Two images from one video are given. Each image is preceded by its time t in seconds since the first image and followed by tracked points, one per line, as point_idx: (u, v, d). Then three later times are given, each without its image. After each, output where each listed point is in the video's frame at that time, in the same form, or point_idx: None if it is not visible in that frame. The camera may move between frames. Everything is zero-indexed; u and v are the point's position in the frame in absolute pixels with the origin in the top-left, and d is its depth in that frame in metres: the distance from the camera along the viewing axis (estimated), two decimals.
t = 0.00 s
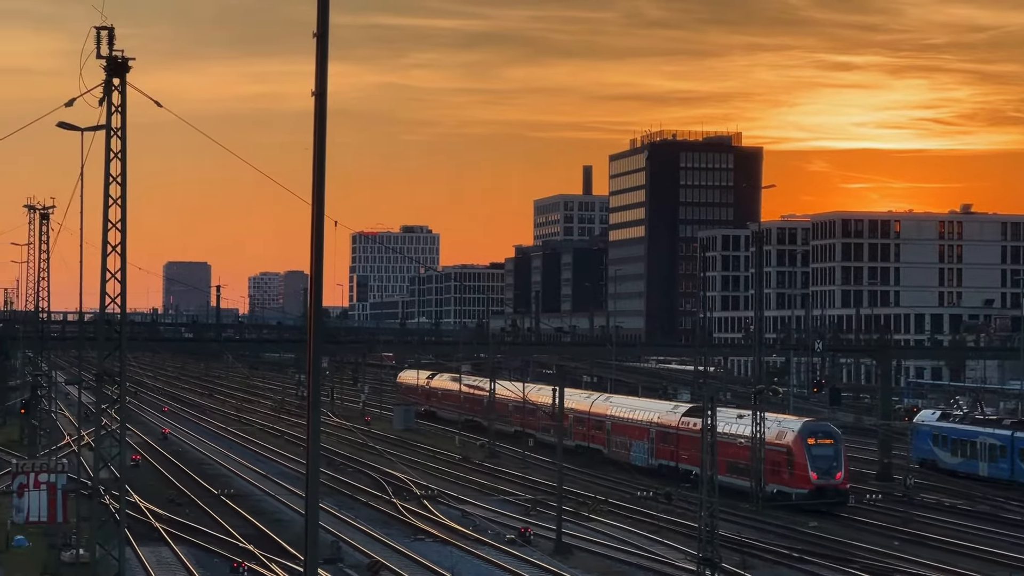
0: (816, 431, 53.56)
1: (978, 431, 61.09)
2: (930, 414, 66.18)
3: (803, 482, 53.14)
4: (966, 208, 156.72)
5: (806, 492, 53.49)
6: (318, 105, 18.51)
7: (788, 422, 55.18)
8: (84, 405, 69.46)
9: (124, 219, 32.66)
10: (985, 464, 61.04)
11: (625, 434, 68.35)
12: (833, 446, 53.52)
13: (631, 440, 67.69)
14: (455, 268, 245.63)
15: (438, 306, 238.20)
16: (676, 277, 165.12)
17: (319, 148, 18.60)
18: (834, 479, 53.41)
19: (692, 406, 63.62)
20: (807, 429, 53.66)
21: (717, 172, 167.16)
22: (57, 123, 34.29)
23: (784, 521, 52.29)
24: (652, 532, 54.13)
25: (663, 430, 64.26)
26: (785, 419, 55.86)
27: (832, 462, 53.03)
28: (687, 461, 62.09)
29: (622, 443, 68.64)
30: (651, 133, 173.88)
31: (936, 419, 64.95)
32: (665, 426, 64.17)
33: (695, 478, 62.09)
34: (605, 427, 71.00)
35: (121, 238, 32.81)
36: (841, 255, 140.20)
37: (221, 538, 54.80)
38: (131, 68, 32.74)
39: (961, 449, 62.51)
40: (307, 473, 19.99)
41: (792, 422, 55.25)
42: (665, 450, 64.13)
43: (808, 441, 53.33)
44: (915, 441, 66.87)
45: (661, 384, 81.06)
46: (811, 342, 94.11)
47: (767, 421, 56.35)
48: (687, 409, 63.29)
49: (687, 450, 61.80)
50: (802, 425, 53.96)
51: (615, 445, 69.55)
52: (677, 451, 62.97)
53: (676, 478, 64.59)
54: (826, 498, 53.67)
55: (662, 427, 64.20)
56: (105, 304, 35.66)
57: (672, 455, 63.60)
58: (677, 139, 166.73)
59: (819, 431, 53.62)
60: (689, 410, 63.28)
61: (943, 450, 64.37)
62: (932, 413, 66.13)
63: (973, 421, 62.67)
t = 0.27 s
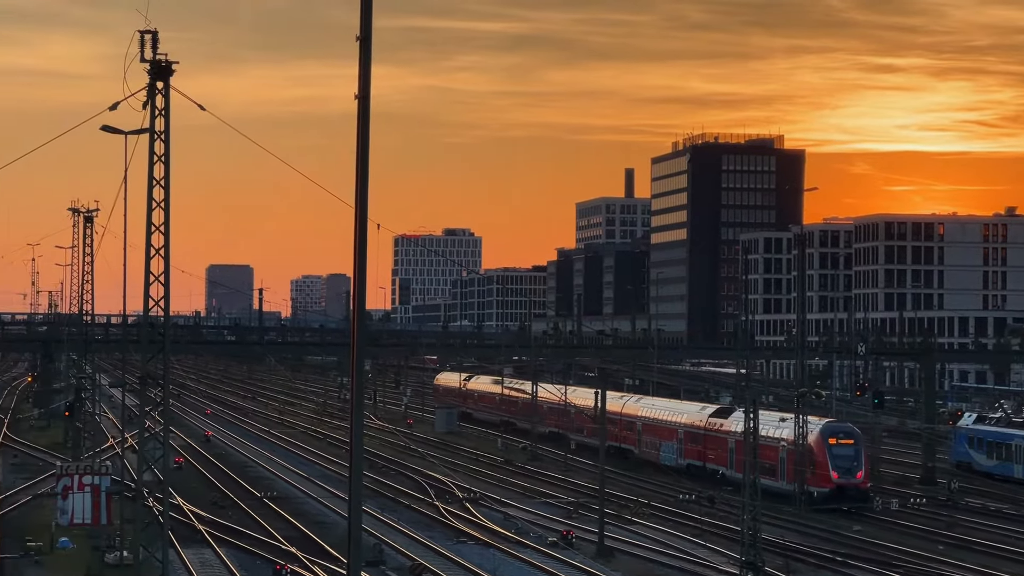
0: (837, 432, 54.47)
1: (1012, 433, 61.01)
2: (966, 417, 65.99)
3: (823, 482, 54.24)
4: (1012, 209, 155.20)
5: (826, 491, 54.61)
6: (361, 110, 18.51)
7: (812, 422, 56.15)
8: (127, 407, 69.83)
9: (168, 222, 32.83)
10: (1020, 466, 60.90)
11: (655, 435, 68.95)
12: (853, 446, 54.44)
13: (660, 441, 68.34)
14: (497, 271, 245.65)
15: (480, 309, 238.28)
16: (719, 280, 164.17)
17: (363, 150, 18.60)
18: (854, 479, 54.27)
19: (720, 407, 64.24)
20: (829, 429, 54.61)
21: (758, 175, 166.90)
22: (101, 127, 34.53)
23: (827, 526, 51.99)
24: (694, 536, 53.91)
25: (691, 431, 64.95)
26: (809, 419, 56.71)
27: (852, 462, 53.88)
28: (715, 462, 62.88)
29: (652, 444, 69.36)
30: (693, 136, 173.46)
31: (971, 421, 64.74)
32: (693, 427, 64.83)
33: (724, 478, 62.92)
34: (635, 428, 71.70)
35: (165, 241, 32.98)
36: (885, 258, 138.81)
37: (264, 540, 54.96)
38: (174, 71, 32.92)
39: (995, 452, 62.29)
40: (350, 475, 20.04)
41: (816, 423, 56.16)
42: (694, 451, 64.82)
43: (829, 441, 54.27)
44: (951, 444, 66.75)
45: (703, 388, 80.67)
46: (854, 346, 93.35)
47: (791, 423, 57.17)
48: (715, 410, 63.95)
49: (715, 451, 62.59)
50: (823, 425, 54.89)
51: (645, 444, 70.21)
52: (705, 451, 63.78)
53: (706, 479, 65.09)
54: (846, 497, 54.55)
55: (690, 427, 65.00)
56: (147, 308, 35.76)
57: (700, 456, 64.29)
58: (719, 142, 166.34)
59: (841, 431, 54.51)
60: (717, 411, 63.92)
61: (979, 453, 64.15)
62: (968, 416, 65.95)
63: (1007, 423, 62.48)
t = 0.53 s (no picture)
0: (862, 433, 54.59)
1: None
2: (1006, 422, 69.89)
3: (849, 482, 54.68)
4: None
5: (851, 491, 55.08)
6: (408, 111, 18.40)
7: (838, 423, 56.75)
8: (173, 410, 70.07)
9: (213, 225, 32.80)
10: None
11: (688, 436, 69.67)
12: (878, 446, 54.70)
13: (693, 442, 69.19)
14: (542, 273, 245.55)
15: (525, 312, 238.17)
16: (764, 283, 163.16)
17: (408, 154, 18.56)
18: (878, 478, 54.98)
19: (751, 408, 65.15)
20: (854, 429, 54.77)
21: (804, 178, 165.92)
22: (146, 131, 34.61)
23: (874, 529, 51.57)
24: (740, 540, 53.55)
25: (722, 432, 65.74)
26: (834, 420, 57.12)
27: (877, 462, 54.34)
28: (746, 462, 63.77)
29: (684, 444, 70.26)
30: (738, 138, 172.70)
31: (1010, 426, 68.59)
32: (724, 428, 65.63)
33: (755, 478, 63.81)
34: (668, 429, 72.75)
35: (210, 244, 32.96)
36: (931, 261, 137.66)
37: (309, 543, 55.00)
38: (218, 74, 32.92)
39: None
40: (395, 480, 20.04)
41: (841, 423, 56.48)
42: (725, 451, 65.66)
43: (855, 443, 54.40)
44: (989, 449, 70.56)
45: (748, 391, 80.21)
46: (901, 349, 92.50)
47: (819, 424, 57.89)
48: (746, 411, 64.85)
49: (746, 452, 63.48)
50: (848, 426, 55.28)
51: (678, 445, 71.12)
52: (736, 452, 64.66)
53: (735, 479, 65.96)
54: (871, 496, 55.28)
55: (720, 428, 65.75)
56: (193, 310, 35.73)
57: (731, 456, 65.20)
58: (764, 145, 165.68)
59: (865, 432, 54.63)
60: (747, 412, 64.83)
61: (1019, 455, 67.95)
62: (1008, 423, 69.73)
63: None
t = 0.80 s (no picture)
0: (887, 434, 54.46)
1: None
2: None
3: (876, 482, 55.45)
4: None
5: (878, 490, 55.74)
6: (455, 115, 18.45)
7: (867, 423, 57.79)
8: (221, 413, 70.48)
9: (261, 229, 33.01)
10: None
11: (724, 436, 70.96)
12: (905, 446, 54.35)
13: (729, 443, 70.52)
14: (588, 277, 245.46)
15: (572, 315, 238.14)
16: (810, 286, 162.09)
17: (455, 156, 18.70)
18: (905, 477, 54.81)
19: (784, 409, 66.45)
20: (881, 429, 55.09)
21: (851, 180, 165.36)
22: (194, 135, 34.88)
23: (922, 533, 51.24)
24: (788, 543, 53.36)
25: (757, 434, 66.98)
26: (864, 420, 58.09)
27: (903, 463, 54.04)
28: (780, 462, 64.99)
29: (720, 445, 71.57)
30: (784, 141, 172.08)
31: None
32: (758, 429, 66.89)
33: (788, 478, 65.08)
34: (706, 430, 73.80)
35: (257, 246, 33.19)
36: (979, 264, 137.01)
37: (356, 546, 55.19)
38: (266, 78, 33.15)
39: None
40: (444, 480, 20.35)
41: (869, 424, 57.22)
42: (760, 452, 66.91)
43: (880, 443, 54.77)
44: None
45: (794, 394, 79.92)
46: (949, 353, 91.87)
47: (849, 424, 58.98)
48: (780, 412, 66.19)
49: (780, 452, 64.74)
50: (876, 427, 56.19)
51: (714, 445, 72.45)
52: (771, 452, 65.86)
53: (769, 479, 67.15)
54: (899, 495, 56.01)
55: (756, 430, 67.02)
56: (241, 314, 35.97)
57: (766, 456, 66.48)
58: (810, 148, 165.13)
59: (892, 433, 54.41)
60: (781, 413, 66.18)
61: None
62: None
63: None
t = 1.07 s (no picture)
0: (920, 433, 56.16)
1: None
2: None
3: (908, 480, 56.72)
4: None
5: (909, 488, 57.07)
6: (504, 118, 18.56)
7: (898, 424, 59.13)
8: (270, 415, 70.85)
9: (310, 233, 33.23)
10: None
11: (759, 436, 72.19)
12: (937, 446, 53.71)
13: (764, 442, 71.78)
14: (637, 279, 245.20)
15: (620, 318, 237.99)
16: (859, 289, 161.24)
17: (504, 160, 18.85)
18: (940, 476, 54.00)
19: (818, 410, 67.76)
20: (914, 430, 56.58)
21: (899, 182, 164.28)
22: (243, 138, 35.10)
23: (972, 537, 50.91)
24: (837, 546, 53.09)
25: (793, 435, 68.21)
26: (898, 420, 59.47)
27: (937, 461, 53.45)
28: (813, 462, 66.20)
29: (756, 444, 72.84)
30: (833, 143, 171.07)
31: None
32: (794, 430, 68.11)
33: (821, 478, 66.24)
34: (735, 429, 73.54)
35: (306, 250, 33.40)
36: None
37: (405, 548, 55.49)
38: (315, 82, 33.33)
39: None
40: (494, 482, 20.67)
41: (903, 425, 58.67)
42: (795, 452, 68.07)
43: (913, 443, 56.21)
44: None
45: (843, 396, 79.58)
46: (1000, 355, 90.94)
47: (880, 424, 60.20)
48: (814, 413, 67.45)
49: (812, 451, 66.03)
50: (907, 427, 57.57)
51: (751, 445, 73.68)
52: (805, 452, 67.02)
53: (812, 480, 67.52)
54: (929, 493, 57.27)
55: (792, 430, 67.97)
56: (290, 317, 36.16)
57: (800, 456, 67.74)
58: (860, 150, 164.25)
59: (924, 433, 56.20)
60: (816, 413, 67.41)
61: None
62: None
63: None
